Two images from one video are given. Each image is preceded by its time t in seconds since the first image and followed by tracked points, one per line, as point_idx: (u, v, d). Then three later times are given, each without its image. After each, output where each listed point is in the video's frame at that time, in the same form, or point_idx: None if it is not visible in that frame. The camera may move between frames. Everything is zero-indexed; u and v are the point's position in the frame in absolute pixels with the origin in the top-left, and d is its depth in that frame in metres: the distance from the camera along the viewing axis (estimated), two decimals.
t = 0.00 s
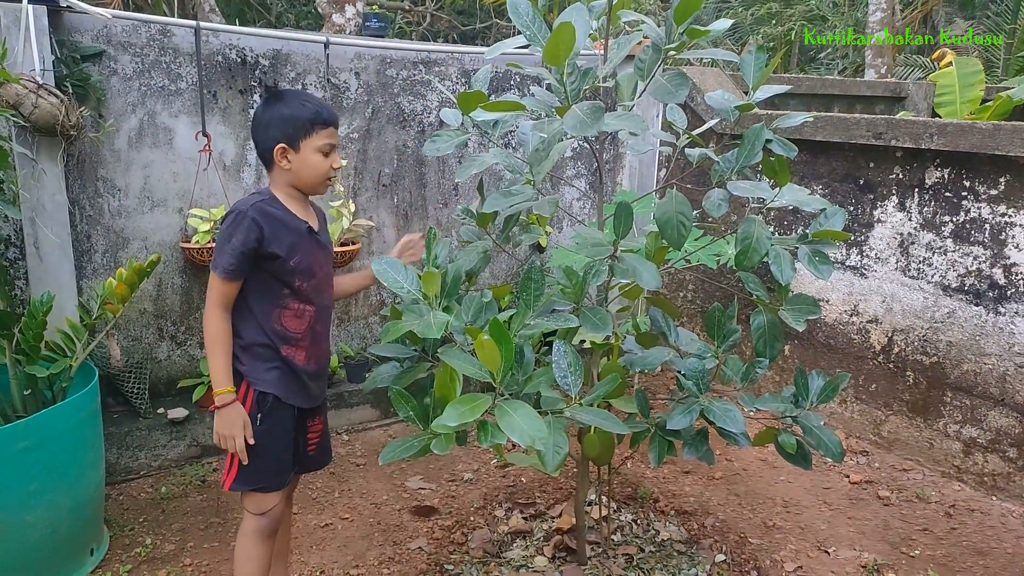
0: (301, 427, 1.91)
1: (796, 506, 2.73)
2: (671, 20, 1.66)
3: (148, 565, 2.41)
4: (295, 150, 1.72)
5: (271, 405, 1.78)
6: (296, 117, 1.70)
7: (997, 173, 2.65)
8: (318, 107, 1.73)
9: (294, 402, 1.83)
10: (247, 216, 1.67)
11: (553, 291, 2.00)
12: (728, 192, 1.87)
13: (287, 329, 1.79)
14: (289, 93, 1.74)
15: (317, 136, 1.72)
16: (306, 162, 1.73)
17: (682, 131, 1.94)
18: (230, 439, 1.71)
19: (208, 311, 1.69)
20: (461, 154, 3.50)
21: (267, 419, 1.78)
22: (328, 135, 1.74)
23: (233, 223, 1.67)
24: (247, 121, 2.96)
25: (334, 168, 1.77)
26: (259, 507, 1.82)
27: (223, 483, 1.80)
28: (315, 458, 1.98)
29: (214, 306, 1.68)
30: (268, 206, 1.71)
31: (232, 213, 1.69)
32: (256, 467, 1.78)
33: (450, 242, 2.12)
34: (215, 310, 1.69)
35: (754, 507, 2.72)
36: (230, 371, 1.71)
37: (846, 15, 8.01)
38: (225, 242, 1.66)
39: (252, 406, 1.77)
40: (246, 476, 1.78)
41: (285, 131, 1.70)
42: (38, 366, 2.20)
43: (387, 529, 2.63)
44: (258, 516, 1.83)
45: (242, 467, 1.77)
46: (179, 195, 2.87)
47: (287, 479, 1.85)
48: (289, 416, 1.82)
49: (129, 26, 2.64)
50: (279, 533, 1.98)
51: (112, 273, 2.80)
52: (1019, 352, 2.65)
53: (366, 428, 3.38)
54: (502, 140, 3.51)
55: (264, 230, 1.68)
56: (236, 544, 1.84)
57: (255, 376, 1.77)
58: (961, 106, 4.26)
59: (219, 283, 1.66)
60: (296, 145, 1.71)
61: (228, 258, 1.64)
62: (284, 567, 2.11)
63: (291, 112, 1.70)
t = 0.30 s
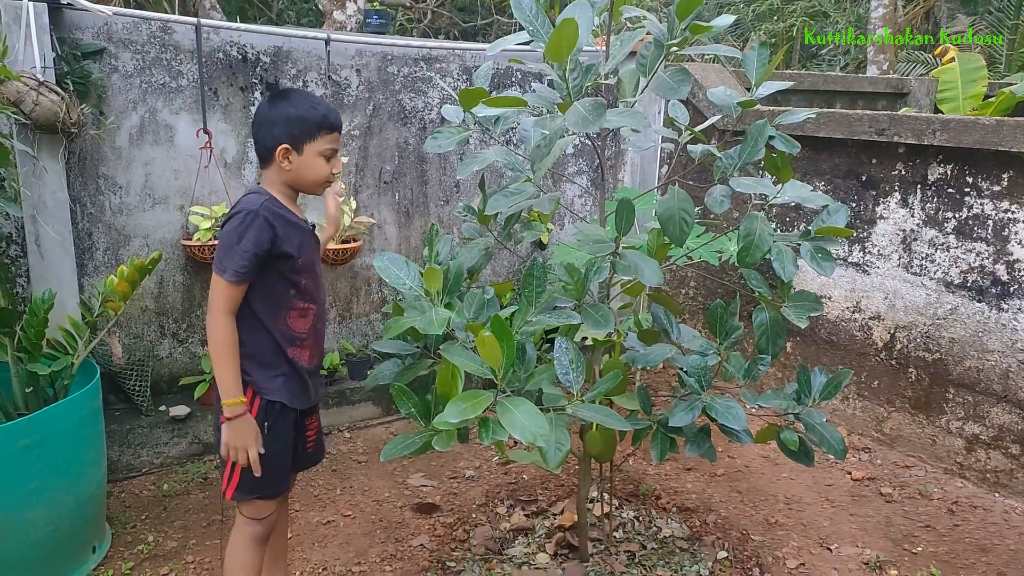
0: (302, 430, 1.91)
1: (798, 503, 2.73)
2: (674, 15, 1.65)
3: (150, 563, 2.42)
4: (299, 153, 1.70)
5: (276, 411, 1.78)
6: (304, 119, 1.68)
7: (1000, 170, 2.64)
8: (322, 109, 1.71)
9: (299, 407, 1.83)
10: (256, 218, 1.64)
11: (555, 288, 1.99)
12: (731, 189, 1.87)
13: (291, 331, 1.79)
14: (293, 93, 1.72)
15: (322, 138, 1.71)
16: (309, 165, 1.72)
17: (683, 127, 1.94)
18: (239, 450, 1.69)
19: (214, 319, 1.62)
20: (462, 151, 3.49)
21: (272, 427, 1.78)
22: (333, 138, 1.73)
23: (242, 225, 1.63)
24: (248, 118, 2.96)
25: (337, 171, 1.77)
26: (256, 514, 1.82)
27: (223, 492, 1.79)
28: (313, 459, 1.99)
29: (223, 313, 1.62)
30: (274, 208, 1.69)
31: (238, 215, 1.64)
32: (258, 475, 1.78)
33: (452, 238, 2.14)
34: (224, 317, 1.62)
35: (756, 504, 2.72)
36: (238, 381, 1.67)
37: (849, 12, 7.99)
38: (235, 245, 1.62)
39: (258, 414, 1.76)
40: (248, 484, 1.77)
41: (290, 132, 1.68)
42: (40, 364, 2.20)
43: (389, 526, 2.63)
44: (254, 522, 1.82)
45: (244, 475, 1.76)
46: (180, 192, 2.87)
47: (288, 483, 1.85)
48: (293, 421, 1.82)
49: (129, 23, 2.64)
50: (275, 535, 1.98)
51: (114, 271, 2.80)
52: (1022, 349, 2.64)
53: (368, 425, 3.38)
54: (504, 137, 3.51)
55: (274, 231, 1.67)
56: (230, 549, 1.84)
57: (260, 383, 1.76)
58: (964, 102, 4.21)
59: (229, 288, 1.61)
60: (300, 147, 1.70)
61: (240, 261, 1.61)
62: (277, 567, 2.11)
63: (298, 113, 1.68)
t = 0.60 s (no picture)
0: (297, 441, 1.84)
1: (801, 501, 2.72)
2: (675, 14, 1.65)
3: (153, 563, 2.42)
4: (272, 161, 1.60)
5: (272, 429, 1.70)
6: (276, 124, 1.58)
7: (1002, 167, 2.63)
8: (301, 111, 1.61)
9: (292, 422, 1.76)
10: (229, 239, 1.55)
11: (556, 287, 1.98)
12: (732, 187, 1.86)
13: (280, 349, 1.71)
14: (262, 94, 1.61)
15: (294, 145, 1.60)
16: (283, 172, 1.62)
17: (684, 125, 1.93)
18: (272, 469, 1.63)
19: (202, 347, 1.56)
20: (463, 150, 3.49)
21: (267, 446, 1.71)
22: (307, 143, 1.62)
23: (213, 248, 1.54)
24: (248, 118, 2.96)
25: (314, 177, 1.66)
26: (260, 531, 1.79)
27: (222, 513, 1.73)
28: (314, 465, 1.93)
29: (208, 339, 1.55)
30: (247, 224, 1.60)
31: (209, 237, 1.56)
32: (257, 494, 1.72)
33: (453, 237, 2.13)
34: (210, 343, 1.56)
35: (759, 502, 2.71)
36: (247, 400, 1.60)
37: (850, 9, 7.98)
38: (209, 270, 1.54)
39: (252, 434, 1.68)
40: (248, 504, 1.72)
41: (260, 139, 1.57)
42: (42, 365, 2.20)
43: (391, 526, 2.63)
44: (257, 538, 1.79)
45: (242, 495, 1.71)
46: (181, 192, 2.87)
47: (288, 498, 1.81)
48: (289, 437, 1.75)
49: (129, 23, 2.64)
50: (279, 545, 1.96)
51: (115, 271, 2.80)
52: None
53: (370, 424, 3.38)
54: (505, 136, 3.50)
55: (249, 251, 1.58)
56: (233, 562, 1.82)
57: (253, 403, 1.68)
58: (965, 100, 4.20)
59: (206, 315, 1.54)
60: (272, 156, 1.59)
61: (214, 287, 1.53)
62: None
63: (268, 120, 1.57)
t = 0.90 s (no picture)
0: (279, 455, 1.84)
1: (801, 500, 2.72)
2: (675, 12, 1.65)
3: (153, 561, 2.42)
4: (265, 170, 1.58)
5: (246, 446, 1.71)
6: (270, 130, 1.55)
7: (1003, 165, 2.63)
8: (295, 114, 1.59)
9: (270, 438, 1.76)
10: (213, 262, 1.52)
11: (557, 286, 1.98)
12: (732, 186, 1.86)
13: (259, 368, 1.71)
14: (250, 97, 1.57)
15: (286, 154, 1.58)
16: (278, 179, 1.60)
17: (685, 124, 1.93)
18: (288, 477, 1.57)
19: (191, 374, 1.52)
20: (463, 149, 3.49)
21: (244, 460, 1.72)
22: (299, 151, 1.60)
23: (198, 270, 1.51)
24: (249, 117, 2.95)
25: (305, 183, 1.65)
26: (247, 541, 1.80)
27: (202, 525, 1.76)
28: (307, 474, 1.93)
29: (193, 361, 1.52)
30: (230, 244, 1.57)
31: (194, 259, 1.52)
32: (234, 508, 1.74)
33: (453, 237, 2.12)
34: (194, 366, 1.52)
35: (759, 501, 2.71)
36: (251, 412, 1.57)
37: (851, 8, 7.99)
38: (193, 293, 1.50)
39: (225, 450, 1.69)
40: (226, 518, 1.74)
41: (255, 147, 1.55)
42: (42, 363, 2.20)
43: (391, 524, 2.64)
44: (242, 549, 1.81)
45: (220, 509, 1.73)
46: (182, 191, 2.87)
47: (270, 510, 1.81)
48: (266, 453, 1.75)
49: (130, 22, 2.64)
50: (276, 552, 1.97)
51: (116, 270, 2.80)
52: None
53: (371, 423, 3.38)
54: (505, 134, 3.50)
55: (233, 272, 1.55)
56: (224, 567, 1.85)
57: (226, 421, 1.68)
58: (966, 99, 4.20)
59: (188, 341, 1.50)
60: (266, 164, 1.57)
61: (197, 311, 1.50)
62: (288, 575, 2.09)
63: (260, 126, 1.55)
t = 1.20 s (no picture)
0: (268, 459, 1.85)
1: (801, 500, 2.72)
2: (675, 12, 1.66)
3: (154, 562, 2.42)
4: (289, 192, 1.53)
5: (242, 449, 1.72)
6: (294, 149, 1.50)
7: (1003, 165, 2.63)
8: (309, 126, 1.53)
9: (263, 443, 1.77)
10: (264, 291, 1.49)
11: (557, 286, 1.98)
12: (732, 186, 1.86)
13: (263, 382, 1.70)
14: (269, 113, 1.50)
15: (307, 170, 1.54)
16: (301, 200, 1.56)
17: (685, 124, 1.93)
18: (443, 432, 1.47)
19: (293, 400, 1.47)
20: (463, 150, 3.49)
21: (242, 462, 1.73)
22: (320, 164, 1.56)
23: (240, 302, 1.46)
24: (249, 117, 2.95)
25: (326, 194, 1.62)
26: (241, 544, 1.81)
27: (195, 531, 1.73)
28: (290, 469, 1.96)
29: (288, 387, 1.48)
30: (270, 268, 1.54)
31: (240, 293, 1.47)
32: (229, 512, 1.73)
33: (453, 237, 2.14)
34: (292, 392, 1.48)
35: (759, 501, 2.71)
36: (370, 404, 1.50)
37: (851, 8, 7.99)
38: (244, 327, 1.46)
39: (223, 455, 1.70)
40: (220, 521, 1.73)
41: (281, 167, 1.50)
42: (43, 363, 2.20)
43: (392, 525, 2.64)
44: (236, 553, 1.82)
45: (214, 514, 1.72)
46: (182, 191, 2.87)
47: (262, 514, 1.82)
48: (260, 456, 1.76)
49: (130, 23, 2.64)
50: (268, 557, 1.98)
51: (116, 271, 2.80)
52: None
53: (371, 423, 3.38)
54: (505, 134, 3.50)
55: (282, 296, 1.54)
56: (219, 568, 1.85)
57: (223, 428, 1.68)
58: (967, 99, 4.20)
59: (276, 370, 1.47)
60: (287, 184, 1.53)
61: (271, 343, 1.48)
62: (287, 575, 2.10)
63: (282, 145, 1.49)
